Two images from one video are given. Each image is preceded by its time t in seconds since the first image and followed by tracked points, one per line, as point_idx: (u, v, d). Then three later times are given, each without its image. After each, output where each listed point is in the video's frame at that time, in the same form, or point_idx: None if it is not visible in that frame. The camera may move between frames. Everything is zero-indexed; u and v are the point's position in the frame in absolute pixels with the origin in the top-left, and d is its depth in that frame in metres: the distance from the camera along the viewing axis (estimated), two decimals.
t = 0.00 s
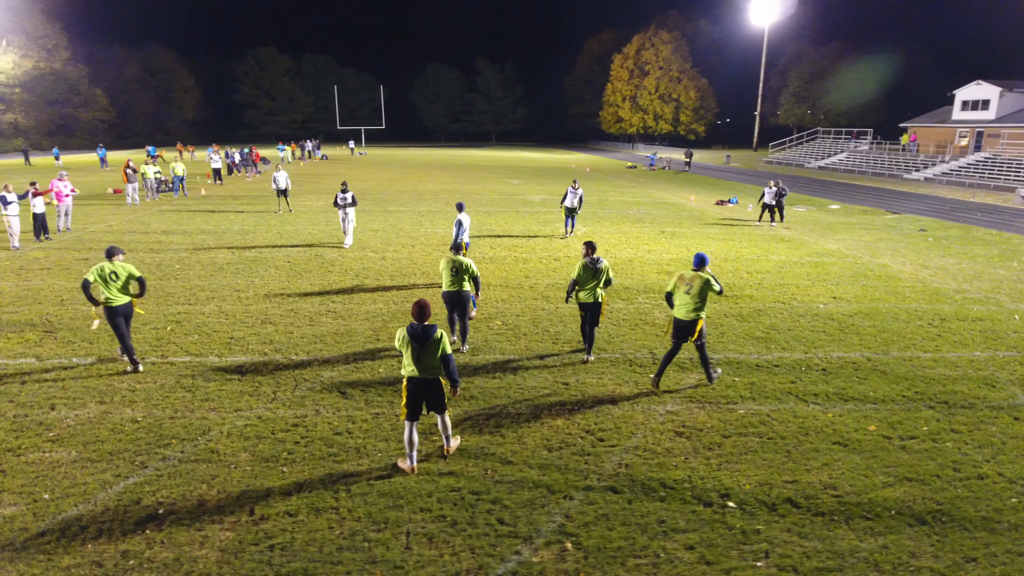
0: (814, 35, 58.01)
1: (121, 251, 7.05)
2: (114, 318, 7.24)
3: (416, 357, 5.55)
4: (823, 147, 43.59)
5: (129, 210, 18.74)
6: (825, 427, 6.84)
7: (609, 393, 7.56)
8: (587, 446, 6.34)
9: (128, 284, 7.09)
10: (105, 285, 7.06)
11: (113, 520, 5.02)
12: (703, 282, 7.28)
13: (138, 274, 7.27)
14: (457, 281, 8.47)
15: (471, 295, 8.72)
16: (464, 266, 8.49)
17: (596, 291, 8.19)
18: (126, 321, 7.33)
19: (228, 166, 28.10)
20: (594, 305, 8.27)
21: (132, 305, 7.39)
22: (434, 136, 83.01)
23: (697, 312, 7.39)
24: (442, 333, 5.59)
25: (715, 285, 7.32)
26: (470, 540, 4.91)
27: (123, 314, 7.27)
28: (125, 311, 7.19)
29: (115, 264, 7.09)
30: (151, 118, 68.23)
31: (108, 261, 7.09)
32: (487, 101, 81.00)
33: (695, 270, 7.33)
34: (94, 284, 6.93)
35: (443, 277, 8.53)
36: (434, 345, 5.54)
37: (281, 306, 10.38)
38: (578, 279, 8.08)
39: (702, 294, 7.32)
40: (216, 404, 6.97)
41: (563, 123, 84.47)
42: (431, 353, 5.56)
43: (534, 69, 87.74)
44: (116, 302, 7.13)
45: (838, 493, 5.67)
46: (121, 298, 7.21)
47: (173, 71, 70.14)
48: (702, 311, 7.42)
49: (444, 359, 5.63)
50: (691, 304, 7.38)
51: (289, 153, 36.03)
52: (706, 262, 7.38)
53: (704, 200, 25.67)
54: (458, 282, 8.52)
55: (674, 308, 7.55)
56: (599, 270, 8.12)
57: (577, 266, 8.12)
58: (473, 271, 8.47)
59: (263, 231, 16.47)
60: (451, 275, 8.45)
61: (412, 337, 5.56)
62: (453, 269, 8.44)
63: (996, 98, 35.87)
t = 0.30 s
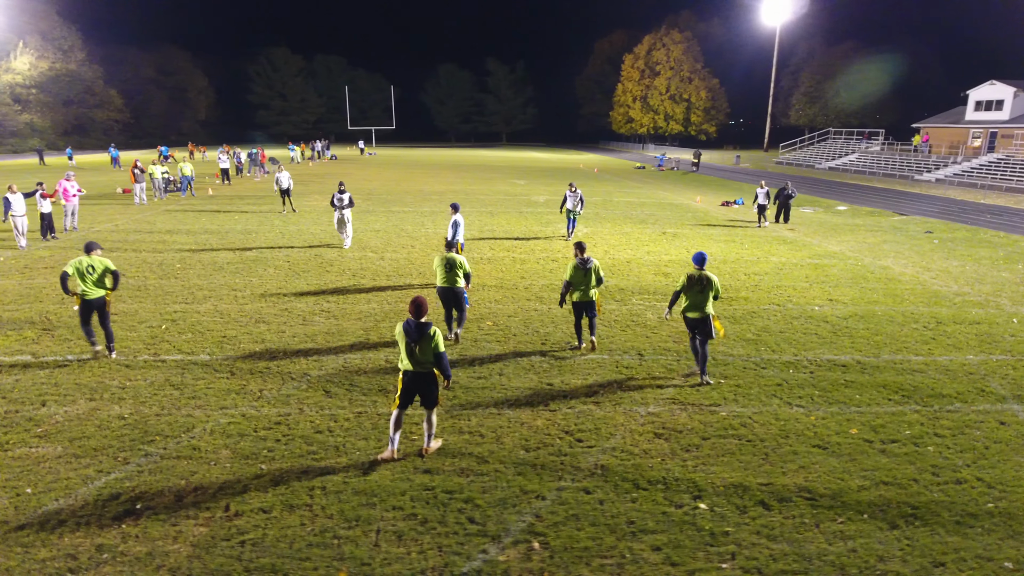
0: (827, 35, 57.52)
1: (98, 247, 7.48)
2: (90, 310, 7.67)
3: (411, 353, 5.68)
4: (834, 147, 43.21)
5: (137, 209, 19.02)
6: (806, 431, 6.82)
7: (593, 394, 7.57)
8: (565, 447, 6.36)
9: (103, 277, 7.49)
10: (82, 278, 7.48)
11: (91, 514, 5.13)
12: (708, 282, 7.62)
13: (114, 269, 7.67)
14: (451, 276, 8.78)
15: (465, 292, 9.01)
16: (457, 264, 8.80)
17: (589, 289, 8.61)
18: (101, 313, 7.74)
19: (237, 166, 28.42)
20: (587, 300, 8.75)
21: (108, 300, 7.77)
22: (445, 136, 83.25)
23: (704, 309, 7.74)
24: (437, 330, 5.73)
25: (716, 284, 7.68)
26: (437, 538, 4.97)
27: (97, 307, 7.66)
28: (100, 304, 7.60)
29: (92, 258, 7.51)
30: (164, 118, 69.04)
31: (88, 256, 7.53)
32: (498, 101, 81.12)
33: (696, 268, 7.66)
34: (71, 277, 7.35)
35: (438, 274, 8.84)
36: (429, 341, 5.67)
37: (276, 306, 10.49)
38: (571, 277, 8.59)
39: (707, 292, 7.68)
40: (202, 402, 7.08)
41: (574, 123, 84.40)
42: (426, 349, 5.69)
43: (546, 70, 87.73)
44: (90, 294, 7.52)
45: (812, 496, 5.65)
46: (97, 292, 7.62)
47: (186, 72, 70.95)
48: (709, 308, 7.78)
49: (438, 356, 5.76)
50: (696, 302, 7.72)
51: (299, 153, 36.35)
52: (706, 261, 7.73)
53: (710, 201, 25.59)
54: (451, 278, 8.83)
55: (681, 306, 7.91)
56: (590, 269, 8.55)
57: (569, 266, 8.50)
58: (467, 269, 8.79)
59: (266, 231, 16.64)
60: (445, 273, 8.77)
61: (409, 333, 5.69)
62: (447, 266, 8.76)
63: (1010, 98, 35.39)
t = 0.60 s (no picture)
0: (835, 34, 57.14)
1: (66, 245, 7.72)
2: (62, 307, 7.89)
3: (400, 347, 5.89)
4: (841, 148, 42.90)
5: (139, 209, 19.20)
6: (784, 432, 6.82)
7: (574, 394, 7.58)
8: (540, 447, 6.38)
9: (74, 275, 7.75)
10: (54, 276, 7.73)
11: (67, 509, 5.23)
12: (695, 276, 7.98)
13: (84, 267, 7.92)
14: (444, 273, 8.92)
15: (458, 288, 9.10)
16: (450, 260, 8.92)
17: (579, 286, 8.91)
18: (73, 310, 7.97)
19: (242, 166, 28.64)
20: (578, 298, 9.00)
21: (80, 297, 7.99)
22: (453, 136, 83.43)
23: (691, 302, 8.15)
24: (424, 325, 5.96)
25: (701, 278, 8.03)
26: (405, 536, 5.02)
27: (69, 304, 7.88)
28: (70, 301, 7.81)
29: (62, 257, 7.76)
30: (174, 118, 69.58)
31: (58, 255, 7.79)
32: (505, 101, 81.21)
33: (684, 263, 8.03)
34: (42, 275, 7.59)
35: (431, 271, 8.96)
36: (416, 336, 5.89)
37: (267, 306, 10.59)
38: (563, 273, 8.90)
39: (694, 287, 8.05)
40: (186, 400, 7.16)
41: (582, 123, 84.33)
42: (414, 343, 5.91)
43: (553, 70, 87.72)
44: (62, 292, 7.76)
45: (783, 497, 5.65)
46: (69, 289, 7.86)
47: (195, 73, 71.53)
48: (697, 301, 8.19)
49: (424, 350, 5.98)
50: (686, 295, 8.11)
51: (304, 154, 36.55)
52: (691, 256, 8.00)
53: (712, 201, 25.52)
54: (444, 275, 8.95)
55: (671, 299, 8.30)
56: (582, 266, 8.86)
57: (561, 263, 8.83)
58: (460, 266, 8.95)
59: (264, 230, 16.76)
60: (438, 269, 8.90)
61: (397, 328, 5.90)
62: (440, 262, 8.88)
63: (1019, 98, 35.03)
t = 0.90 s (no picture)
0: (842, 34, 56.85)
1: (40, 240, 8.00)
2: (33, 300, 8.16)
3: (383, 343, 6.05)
4: (846, 148, 42.68)
5: (141, 209, 19.37)
6: (761, 434, 6.82)
7: (555, 395, 7.61)
8: (516, 448, 6.41)
9: (45, 269, 8.04)
10: (26, 269, 8.01)
11: (41, 506, 5.31)
12: (679, 272, 8.20)
13: (56, 261, 8.21)
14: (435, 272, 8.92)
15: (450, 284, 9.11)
16: (442, 261, 8.94)
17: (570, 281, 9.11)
18: (44, 304, 8.23)
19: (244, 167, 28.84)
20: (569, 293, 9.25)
21: (51, 291, 8.27)
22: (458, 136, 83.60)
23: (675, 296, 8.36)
24: (406, 322, 6.11)
25: (686, 273, 8.23)
26: (373, 535, 5.07)
27: (40, 297, 8.16)
28: (42, 294, 8.09)
29: (35, 251, 8.03)
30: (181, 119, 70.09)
31: (30, 249, 8.05)
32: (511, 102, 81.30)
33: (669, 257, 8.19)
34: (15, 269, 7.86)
35: (424, 268, 8.96)
36: (398, 333, 6.04)
37: (258, 305, 10.65)
38: (555, 269, 9.09)
39: (678, 282, 8.26)
40: (169, 399, 7.24)
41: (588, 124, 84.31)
42: (396, 340, 6.06)
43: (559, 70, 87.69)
44: (34, 286, 8.05)
45: (753, 499, 5.66)
46: (40, 283, 8.13)
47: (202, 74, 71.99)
48: (681, 293, 8.40)
49: (407, 348, 6.13)
50: (671, 288, 8.33)
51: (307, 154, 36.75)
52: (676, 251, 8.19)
53: (712, 202, 25.49)
54: (437, 272, 8.95)
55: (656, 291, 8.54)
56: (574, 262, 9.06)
57: (554, 259, 9.03)
58: (454, 268, 8.96)
59: (262, 230, 16.87)
60: (431, 267, 8.91)
61: (380, 325, 6.07)
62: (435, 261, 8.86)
63: None
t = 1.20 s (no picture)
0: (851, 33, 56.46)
1: (30, 242, 8.50)
2: (17, 298, 8.62)
3: (374, 335, 6.30)
4: (855, 149, 42.36)
5: (145, 209, 19.57)
6: (743, 436, 6.80)
7: (540, 396, 7.64)
8: (496, 447, 6.44)
9: (32, 269, 8.53)
10: (13, 269, 8.49)
11: (23, 502, 5.39)
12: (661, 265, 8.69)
13: (43, 263, 8.73)
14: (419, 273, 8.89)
15: (435, 285, 8.97)
16: (427, 265, 8.94)
17: (562, 281, 9.19)
18: (27, 302, 8.69)
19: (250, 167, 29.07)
20: (561, 292, 9.34)
21: (35, 291, 8.75)
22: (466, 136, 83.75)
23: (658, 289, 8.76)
24: (394, 312, 6.35)
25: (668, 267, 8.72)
26: (347, 534, 5.11)
27: (24, 296, 8.62)
28: (28, 293, 8.56)
29: (23, 252, 8.52)
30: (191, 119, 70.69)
31: (18, 249, 8.55)
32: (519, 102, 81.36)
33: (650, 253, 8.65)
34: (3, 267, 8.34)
35: (408, 272, 8.98)
36: (386, 323, 6.28)
37: (253, 305, 10.75)
38: (547, 269, 9.21)
39: (661, 274, 8.70)
40: (157, 398, 7.32)
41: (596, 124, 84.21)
42: (386, 330, 6.31)
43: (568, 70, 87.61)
44: (19, 285, 8.50)
45: (730, 501, 5.65)
46: (25, 283, 8.59)
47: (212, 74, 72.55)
48: (664, 288, 8.80)
49: (397, 337, 6.39)
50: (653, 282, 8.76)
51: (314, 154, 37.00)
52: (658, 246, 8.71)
53: (715, 202, 25.43)
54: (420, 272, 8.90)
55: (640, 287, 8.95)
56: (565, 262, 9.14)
57: (545, 260, 9.13)
58: (437, 275, 8.92)
59: (263, 230, 17.01)
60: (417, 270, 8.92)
61: (368, 319, 6.29)
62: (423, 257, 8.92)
63: None
